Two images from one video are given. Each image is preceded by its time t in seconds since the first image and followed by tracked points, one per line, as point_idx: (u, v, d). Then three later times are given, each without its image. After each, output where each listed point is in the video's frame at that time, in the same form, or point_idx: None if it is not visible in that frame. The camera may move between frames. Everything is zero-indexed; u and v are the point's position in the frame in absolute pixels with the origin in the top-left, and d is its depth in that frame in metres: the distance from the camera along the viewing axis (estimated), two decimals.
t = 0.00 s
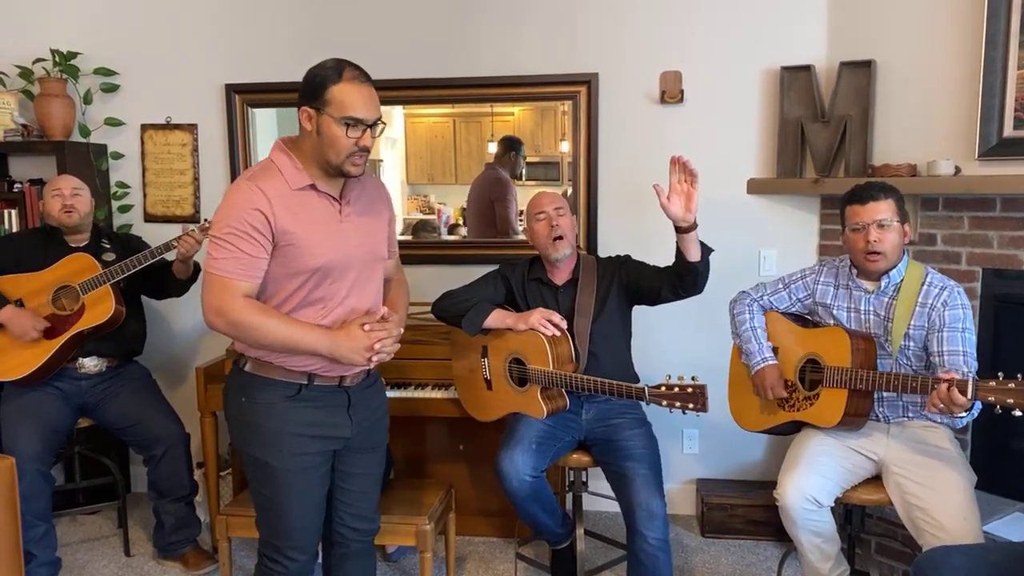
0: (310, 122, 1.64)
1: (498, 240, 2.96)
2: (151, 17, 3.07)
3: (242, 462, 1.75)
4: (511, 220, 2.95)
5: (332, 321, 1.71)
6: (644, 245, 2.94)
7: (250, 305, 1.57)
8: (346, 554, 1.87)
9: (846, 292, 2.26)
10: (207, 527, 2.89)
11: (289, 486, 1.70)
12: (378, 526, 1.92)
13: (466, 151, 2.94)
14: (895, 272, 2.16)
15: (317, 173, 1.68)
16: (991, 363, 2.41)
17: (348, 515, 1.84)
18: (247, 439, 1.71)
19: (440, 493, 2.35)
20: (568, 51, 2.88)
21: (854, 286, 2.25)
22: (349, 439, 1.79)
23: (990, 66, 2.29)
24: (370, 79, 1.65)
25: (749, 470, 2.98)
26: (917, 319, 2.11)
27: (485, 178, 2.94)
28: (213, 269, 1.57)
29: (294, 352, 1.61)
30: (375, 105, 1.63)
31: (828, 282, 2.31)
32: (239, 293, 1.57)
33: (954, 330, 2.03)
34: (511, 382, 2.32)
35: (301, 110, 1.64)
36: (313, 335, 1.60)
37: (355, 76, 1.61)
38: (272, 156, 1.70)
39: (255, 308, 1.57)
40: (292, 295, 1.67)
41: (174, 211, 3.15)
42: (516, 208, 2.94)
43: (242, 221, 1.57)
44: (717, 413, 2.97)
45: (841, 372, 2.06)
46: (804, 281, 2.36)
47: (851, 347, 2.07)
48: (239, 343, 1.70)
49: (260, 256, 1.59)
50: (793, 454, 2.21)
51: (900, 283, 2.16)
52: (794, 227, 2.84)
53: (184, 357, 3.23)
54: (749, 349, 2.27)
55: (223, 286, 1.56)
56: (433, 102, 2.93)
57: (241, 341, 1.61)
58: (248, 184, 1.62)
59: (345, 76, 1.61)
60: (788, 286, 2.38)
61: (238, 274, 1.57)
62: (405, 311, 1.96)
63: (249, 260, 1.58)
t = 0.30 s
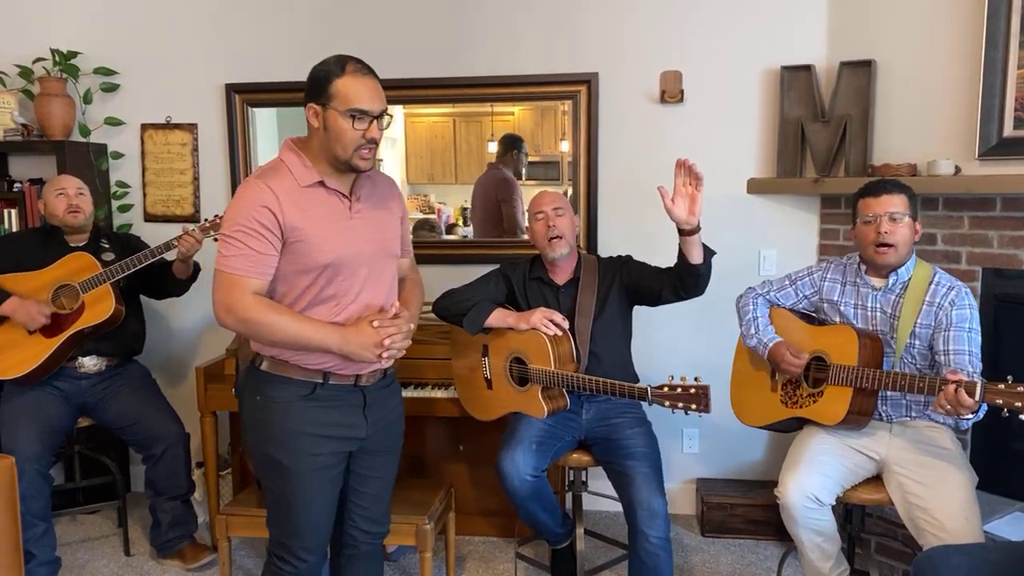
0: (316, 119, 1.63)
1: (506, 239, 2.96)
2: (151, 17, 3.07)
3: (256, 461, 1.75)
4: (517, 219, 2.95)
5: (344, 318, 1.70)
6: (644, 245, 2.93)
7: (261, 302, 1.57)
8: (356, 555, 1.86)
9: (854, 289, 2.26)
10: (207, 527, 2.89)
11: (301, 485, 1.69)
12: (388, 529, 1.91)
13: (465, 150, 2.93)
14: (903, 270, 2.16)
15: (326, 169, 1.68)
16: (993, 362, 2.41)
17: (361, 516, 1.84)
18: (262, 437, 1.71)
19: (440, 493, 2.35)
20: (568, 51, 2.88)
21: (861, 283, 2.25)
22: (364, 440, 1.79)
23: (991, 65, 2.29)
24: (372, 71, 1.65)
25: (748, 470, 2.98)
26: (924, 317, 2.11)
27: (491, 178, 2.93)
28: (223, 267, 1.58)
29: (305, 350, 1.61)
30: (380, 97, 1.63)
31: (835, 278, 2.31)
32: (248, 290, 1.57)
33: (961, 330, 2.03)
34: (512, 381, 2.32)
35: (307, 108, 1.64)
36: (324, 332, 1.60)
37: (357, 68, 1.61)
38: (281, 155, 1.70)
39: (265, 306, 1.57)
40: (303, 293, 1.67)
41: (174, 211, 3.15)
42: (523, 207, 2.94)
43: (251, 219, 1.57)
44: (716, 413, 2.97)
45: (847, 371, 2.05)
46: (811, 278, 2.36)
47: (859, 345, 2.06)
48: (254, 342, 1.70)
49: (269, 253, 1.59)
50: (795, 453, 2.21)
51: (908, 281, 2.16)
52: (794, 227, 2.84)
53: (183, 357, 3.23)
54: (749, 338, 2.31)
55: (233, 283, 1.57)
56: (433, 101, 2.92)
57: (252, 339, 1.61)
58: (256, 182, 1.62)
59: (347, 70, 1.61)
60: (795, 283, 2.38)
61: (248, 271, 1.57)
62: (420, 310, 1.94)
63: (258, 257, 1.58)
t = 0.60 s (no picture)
0: (330, 119, 1.64)
1: (512, 240, 2.96)
2: (151, 18, 3.07)
3: (269, 461, 1.76)
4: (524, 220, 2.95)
5: (358, 319, 1.70)
6: (644, 245, 2.94)
7: (274, 302, 1.57)
8: (364, 555, 1.86)
9: (859, 288, 2.26)
10: (207, 527, 2.89)
11: (312, 485, 1.69)
12: (398, 531, 1.90)
13: (465, 151, 2.93)
14: (908, 270, 2.17)
15: (340, 170, 1.68)
16: (993, 362, 2.41)
17: (372, 517, 1.83)
18: (275, 437, 1.72)
19: (440, 494, 2.35)
20: (568, 51, 2.88)
21: (867, 282, 2.25)
22: (377, 441, 1.78)
23: (990, 64, 2.29)
24: (383, 70, 1.65)
25: (748, 470, 2.98)
26: (930, 316, 2.12)
27: (496, 179, 2.93)
28: (238, 268, 1.58)
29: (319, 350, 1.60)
30: (393, 93, 1.64)
31: (841, 278, 2.31)
32: (262, 290, 1.57)
33: (966, 330, 2.03)
34: (512, 381, 2.32)
35: (320, 108, 1.65)
36: (337, 332, 1.59)
37: (369, 66, 1.62)
38: (296, 156, 1.70)
39: (280, 306, 1.57)
40: (317, 293, 1.67)
41: (174, 211, 3.15)
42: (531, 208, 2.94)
43: (265, 220, 1.58)
44: (716, 413, 2.97)
45: (852, 368, 2.06)
46: (816, 276, 2.36)
47: (864, 344, 2.07)
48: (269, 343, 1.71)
49: (283, 254, 1.59)
50: (797, 453, 2.21)
51: (913, 281, 2.16)
52: (793, 228, 2.84)
53: (183, 357, 3.23)
54: (759, 340, 2.28)
55: (247, 284, 1.57)
56: (433, 102, 2.92)
57: (266, 339, 1.62)
58: (270, 182, 1.62)
59: (359, 68, 1.62)
60: (799, 282, 2.38)
61: (262, 271, 1.57)
62: (434, 311, 1.94)
63: (271, 257, 1.58)
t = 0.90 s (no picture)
0: (339, 116, 1.64)
1: (517, 239, 2.95)
2: (152, 16, 3.07)
3: (279, 458, 1.76)
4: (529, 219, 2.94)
5: (370, 317, 1.70)
6: (644, 245, 2.94)
7: (286, 300, 1.58)
8: (369, 554, 1.86)
9: (862, 287, 2.26)
10: (207, 526, 2.89)
11: (320, 484, 1.70)
12: (404, 530, 1.91)
13: (466, 150, 2.93)
14: (912, 270, 2.16)
15: (350, 168, 1.67)
16: (994, 362, 2.41)
17: (379, 517, 1.84)
18: (285, 435, 1.72)
19: (440, 493, 2.35)
20: (569, 51, 2.88)
21: (870, 281, 2.25)
22: (387, 440, 1.78)
23: (991, 65, 2.28)
24: (390, 64, 1.66)
25: (747, 470, 2.98)
26: (932, 316, 2.11)
27: (501, 179, 2.92)
28: (250, 267, 1.59)
29: (331, 348, 1.61)
30: (400, 87, 1.64)
31: (843, 276, 2.30)
32: (275, 289, 1.58)
33: (969, 330, 2.04)
34: (512, 381, 2.32)
35: (330, 105, 1.65)
36: (348, 331, 1.60)
37: (374, 61, 1.62)
38: (308, 155, 1.70)
39: (292, 305, 1.58)
40: (329, 291, 1.67)
41: (174, 210, 3.15)
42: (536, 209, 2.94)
43: (276, 218, 1.58)
44: (716, 413, 2.97)
45: (855, 367, 2.06)
46: (818, 276, 2.36)
47: (867, 343, 2.07)
48: (281, 341, 1.71)
49: (294, 252, 1.60)
50: (797, 452, 2.21)
51: (916, 280, 2.16)
52: (794, 228, 2.84)
53: (184, 356, 3.23)
54: (759, 334, 2.29)
55: (259, 282, 1.58)
56: (434, 101, 2.92)
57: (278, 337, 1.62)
58: (282, 180, 1.62)
59: (365, 63, 1.62)
60: (802, 281, 2.38)
61: (274, 270, 1.58)
62: (445, 310, 1.94)
63: (283, 256, 1.58)
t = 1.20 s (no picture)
0: (345, 116, 1.64)
1: (520, 240, 2.95)
2: (154, 17, 3.07)
3: (286, 459, 1.76)
4: (532, 220, 2.94)
5: (377, 317, 1.70)
6: (646, 246, 2.93)
7: (294, 301, 1.58)
8: (374, 555, 1.86)
9: (859, 290, 2.26)
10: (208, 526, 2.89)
11: (327, 485, 1.70)
12: (410, 531, 1.91)
13: (467, 151, 2.93)
14: (909, 270, 2.17)
15: (355, 168, 1.68)
16: (995, 364, 2.41)
17: (386, 518, 1.84)
18: (293, 436, 1.72)
19: (442, 494, 2.35)
20: (570, 51, 2.88)
21: (867, 284, 2.25)
22: (394, 441, 1.78)
23: (993, 66, 2.29)
24: (393, 63, 1.66)
25: (748, 471, 2.98)
26: (931, 317, 2.11)
27: (503, 180, 2.92)
28: (257, 267, 1.59)
29: (339, 348, 1.61)
30: (404, 84, 1.64)
31: (840, 279, 2.31)
32: (281, 289, 1.58)
33: (968, 330, 2.04)
34: (512, 381, 2.33)
35: (335, 106, 1.65)
36: (356, 330, 1.60)
37: (377, 60, 1.63)
38: (313, 156, 1.70)
39: (300, 305, 1.58)
40: (336, 291, 1.67)
41: (176, 211, 3.15)
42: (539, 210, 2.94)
43: (283, 218, 1.58)
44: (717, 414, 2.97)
45: (856, 368, 2.06)
46: (816, 279, 2.36)
47: (867, 344, 2.08)
48: (289, 342, 1.71)
49: (301, 252, 1.60)
50: (798, 454, 2.21)
51: (913, 281, 2.16)
52: (795, 229, 2.84)
53: (185, 357, 3.23)
54: (762, 335, 2.29)
55: (267, 283, 1.58)
56: (436, 102, 2.93)
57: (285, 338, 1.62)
58: (288, 181, 1.62)
59: (368, 62, 1.63)
60: (799, 284, 2.38)
61: (280, 270, 1.58)
62: (451, 309, 1.94)
63: (290, 256, 1.58)
